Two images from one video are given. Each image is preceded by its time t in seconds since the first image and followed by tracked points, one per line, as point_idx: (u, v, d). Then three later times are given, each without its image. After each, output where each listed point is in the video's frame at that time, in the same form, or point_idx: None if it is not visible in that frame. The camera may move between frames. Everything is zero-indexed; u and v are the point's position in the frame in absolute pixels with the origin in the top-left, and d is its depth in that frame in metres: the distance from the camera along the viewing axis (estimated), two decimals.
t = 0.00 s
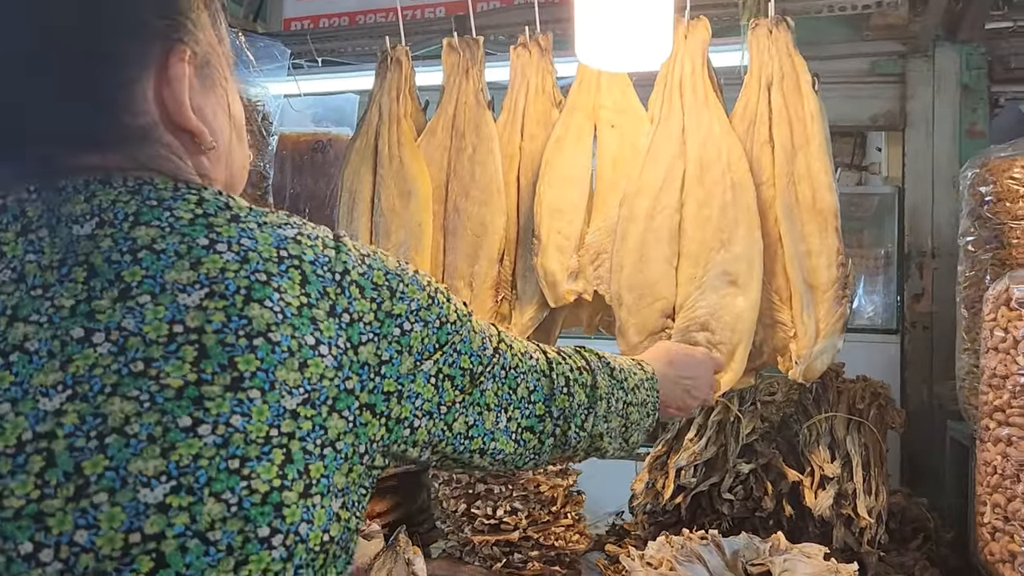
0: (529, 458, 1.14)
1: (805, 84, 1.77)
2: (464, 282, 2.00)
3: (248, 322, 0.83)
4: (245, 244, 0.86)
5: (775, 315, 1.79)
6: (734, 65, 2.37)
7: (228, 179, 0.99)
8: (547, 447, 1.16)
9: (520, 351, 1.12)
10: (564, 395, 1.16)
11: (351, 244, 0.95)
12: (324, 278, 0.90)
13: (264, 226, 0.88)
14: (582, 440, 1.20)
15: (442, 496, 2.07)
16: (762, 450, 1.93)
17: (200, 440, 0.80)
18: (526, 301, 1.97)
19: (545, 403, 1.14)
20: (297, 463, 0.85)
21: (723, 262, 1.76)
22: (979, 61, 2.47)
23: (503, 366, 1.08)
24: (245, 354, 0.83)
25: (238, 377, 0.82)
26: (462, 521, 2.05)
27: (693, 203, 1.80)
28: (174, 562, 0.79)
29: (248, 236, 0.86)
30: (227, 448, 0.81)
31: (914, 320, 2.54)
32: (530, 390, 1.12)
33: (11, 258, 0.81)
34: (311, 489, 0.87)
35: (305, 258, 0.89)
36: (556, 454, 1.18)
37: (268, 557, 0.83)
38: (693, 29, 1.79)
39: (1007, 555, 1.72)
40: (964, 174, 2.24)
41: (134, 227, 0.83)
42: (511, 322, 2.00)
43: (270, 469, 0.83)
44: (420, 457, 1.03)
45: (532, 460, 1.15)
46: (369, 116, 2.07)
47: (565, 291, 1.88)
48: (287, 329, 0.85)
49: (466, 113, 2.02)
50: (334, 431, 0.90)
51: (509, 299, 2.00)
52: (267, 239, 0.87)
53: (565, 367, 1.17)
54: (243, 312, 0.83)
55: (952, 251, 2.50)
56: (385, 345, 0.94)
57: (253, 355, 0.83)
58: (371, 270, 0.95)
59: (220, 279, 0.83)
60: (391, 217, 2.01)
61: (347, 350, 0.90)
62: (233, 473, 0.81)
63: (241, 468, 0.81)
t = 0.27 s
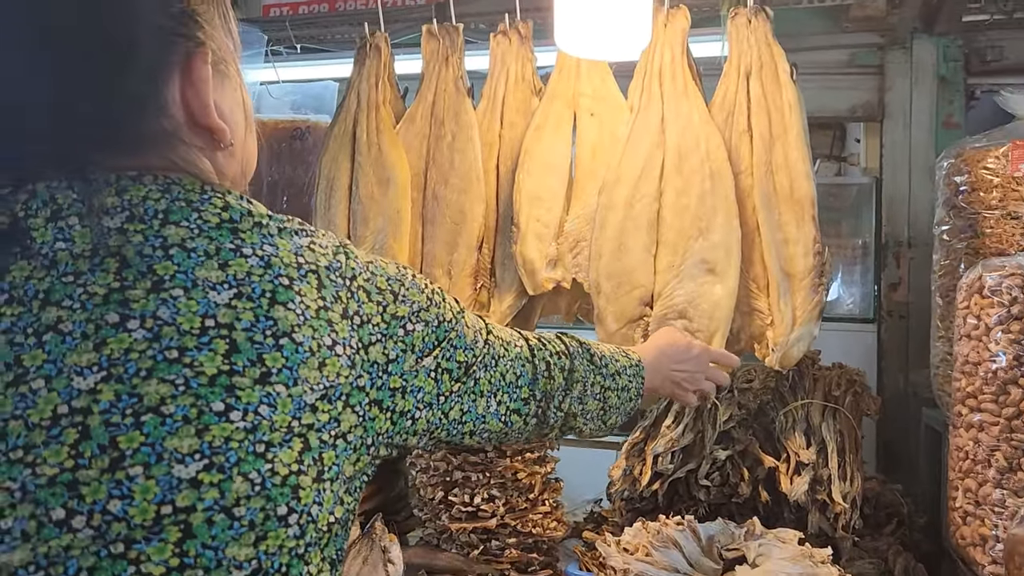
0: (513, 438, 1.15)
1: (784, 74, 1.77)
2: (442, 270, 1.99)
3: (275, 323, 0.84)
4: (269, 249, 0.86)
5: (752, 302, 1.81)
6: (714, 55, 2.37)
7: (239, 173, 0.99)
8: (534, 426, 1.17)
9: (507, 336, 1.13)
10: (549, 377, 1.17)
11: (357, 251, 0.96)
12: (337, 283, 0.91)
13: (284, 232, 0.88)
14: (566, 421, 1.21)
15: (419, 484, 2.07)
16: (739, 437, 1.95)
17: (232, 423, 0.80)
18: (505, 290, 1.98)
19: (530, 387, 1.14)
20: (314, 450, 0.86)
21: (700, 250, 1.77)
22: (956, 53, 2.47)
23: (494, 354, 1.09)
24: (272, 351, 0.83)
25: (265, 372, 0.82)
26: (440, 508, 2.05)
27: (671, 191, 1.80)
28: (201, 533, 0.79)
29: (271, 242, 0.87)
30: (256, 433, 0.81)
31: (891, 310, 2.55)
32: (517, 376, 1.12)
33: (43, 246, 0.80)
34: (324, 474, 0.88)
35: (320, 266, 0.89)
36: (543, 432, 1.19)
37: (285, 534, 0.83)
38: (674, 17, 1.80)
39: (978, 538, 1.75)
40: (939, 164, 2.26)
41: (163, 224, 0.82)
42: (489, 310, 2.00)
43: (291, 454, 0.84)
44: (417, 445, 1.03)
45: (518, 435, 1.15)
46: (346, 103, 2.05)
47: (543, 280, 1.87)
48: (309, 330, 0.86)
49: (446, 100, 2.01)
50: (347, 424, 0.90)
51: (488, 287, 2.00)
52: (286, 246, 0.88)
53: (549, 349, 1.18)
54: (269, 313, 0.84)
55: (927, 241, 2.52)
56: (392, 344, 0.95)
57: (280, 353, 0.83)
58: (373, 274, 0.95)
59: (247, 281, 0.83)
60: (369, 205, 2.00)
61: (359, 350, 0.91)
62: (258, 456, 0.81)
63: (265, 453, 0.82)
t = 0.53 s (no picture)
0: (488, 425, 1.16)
1: (758, 65, 1.77)
2: (416, 261, 1.98)
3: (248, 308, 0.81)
4: (242, 236, 0.83)
5: (725, 293, 1.81)
6: (689, 48, 2.37)
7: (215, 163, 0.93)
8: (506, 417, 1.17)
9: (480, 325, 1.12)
10: (522, 368, 1.17)
11: (333, 241, 0.95)
12: (312, 269, 0.88)
13: (257, 219, 0.86)
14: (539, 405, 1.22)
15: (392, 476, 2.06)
16: (712, 428, 1.95)
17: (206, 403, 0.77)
18: (479, 281, 1.98)
19: (504, 377, 1.14)
20: (287, 433, 0.84)
21: (667, 241, 1.77)
22: (931, 49, 2.45)
23: (468, 343, 1.08)
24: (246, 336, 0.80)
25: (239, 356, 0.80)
26: (414, 500, 2.04)
27: (641, 183, 1.80)
28: (171, 509, 0.77)
29: (244, 230, 0.83)
30: (226, 414, 0.79)
31: (865, 303, 2.56)
32: (491, 365, 1.12)
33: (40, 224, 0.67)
34: (296, 457, 0.86)
35: (296, 252, 0.87)
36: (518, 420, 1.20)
37: (256, 513, 0.82)
38: (648, 7, 1.78)
39: (946, 526, 1.76)
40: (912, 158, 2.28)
41: (137, 210, 0.77)
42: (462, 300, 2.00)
43: (264, 436, 0.82)
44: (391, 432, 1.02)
45: (489, 425, 1.16)
46: (320, 93, 2.03)
47: (518, 271, 1.87)
48: (282, 315, 0.83)
49: (420, 89, 2.00)
50: (321, 408, 0.89)
51: (462, 278, 2.00)
52: (261, 233, 0.85)
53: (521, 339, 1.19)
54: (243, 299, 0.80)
55: (902, 234, 2.53)
56: (367, 332, 0.93)
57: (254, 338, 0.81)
58: (349, 262, 0.94)
59: (220, 265, 0.80)
60: (342, 195, 1.99)
61: (334, 336, 0.89)
62: (231, 436, 0.79)
63: (238, 434, 0.79)
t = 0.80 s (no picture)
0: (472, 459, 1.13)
1: (733, 62, 1.76)
2: (392, 256, 1.98)
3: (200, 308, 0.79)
4: (200, 232, 0.82)
5: (695, 290, 1.82)
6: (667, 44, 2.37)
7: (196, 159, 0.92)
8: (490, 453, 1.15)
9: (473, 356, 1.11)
10: (511, 404, 1.16)
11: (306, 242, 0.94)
12: (276, 269, 0.87)
13: (219, 216, 0.85)
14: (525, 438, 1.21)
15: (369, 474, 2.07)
16: (689, 424, 1.95)
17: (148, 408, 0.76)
18: (451, 278, 1.98)
19: (493, 410, 1.13)
20: (235, 442, 0.84)
21: (603, 224, 1.78)
22: (908, 46, 2.45)
23: (456, 368, 1.06)
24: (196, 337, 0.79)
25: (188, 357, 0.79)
26: (390, 497, 2.05)
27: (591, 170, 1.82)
28: (105, 524, 0.78)
29: (203, 226, 0.83)
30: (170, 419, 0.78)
31: (841, 299, 2.57)
32: (481, 396, 1.11)
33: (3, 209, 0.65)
34: (247, 469, 0.85)
35: (257, 250, 0.86)
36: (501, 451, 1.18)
37: (200, 529, 0.83)
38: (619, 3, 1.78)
39: (917, 520, 1.79)
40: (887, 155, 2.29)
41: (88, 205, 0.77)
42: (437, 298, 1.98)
43: (209, 445, 0.81)
44: (360, 448, 1.01)
45: (474, 462, 1.14)
46: (295, 87, 2.01)
47: (488, 265, 1.87)
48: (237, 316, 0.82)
49: (397, 85, 1.99)
50: (275, 417, 0.88)
51: (438, 275, 1.99)
52: (221, 229, 0.84)
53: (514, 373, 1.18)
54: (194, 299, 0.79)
55: (877, 231, 2.56)
56: (334, 339, 0.92)
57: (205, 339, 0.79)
58: (323, 265, 0.93)
59: (172, 263, 0.79)
60: (318, 190, 1.98)
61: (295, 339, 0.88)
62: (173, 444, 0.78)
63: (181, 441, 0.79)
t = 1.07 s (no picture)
0: (458, 496, 1.13)
1: (714, 61, 1.78)
2: (375, 256, 1.97)
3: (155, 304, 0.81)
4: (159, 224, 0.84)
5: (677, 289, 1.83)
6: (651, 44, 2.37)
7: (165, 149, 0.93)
8: (478, 493, 1.15)
9: (466, 386, 1.12)
10: (503, 444, 1.16)
11: (279, 238, 0.95)
12: (241, 264, 0.89)
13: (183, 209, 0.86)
14: (514, 473, 1.20)
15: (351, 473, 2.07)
16: (671, 423, 1.97)
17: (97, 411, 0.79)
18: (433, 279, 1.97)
19: (486, 446, 1.13)
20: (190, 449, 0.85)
21: (574, 197, 1.77)
22: (889, 48, 2.48)
23: (444, 395, 1.07)
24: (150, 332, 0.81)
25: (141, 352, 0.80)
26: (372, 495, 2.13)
27: (566, 160, 1.79)
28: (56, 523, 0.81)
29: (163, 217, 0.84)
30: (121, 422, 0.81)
31: (824, 299, 2.58)
32: (472, 428, 1.11)
33: None
34: (204, 477, 0.88)
35: (222, 243, 0.88)
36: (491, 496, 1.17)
37: (154, 541, 0.86)
38: None
39: (895, 519, 1.80)
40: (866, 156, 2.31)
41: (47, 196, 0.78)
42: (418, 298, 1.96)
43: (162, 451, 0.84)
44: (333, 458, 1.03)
45: (459, 500, 1.14)
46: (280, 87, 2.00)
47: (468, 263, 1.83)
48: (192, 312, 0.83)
49: (380, 84, 1.99)
50: (233, 420, 0.89)
51: (419, 274, 1.99)
52: (184, 221, 0.85)
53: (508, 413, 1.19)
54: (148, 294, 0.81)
55: (858, 232, 2.59)
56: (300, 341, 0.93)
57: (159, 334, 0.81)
58: (296, 264, 0.94)
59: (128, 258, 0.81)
60: (301, 190, 1.97)
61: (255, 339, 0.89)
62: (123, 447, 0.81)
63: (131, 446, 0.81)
